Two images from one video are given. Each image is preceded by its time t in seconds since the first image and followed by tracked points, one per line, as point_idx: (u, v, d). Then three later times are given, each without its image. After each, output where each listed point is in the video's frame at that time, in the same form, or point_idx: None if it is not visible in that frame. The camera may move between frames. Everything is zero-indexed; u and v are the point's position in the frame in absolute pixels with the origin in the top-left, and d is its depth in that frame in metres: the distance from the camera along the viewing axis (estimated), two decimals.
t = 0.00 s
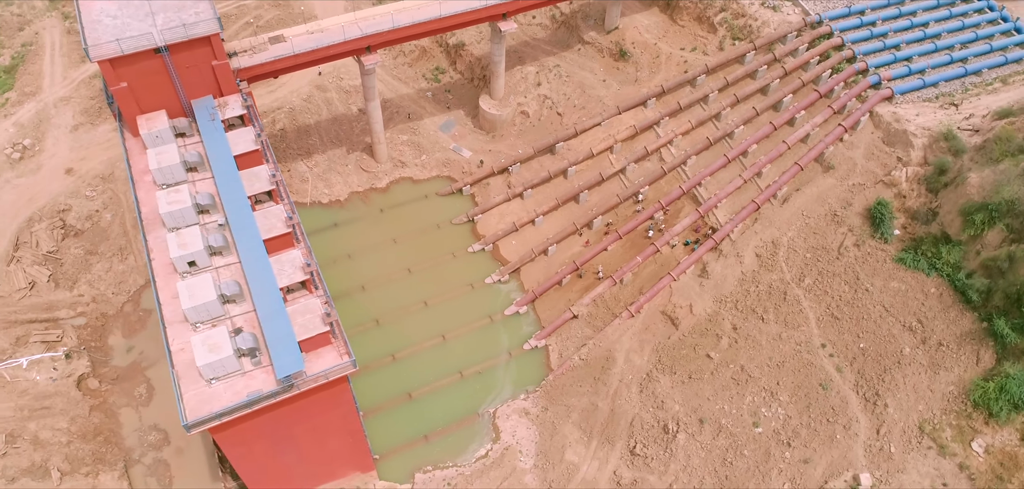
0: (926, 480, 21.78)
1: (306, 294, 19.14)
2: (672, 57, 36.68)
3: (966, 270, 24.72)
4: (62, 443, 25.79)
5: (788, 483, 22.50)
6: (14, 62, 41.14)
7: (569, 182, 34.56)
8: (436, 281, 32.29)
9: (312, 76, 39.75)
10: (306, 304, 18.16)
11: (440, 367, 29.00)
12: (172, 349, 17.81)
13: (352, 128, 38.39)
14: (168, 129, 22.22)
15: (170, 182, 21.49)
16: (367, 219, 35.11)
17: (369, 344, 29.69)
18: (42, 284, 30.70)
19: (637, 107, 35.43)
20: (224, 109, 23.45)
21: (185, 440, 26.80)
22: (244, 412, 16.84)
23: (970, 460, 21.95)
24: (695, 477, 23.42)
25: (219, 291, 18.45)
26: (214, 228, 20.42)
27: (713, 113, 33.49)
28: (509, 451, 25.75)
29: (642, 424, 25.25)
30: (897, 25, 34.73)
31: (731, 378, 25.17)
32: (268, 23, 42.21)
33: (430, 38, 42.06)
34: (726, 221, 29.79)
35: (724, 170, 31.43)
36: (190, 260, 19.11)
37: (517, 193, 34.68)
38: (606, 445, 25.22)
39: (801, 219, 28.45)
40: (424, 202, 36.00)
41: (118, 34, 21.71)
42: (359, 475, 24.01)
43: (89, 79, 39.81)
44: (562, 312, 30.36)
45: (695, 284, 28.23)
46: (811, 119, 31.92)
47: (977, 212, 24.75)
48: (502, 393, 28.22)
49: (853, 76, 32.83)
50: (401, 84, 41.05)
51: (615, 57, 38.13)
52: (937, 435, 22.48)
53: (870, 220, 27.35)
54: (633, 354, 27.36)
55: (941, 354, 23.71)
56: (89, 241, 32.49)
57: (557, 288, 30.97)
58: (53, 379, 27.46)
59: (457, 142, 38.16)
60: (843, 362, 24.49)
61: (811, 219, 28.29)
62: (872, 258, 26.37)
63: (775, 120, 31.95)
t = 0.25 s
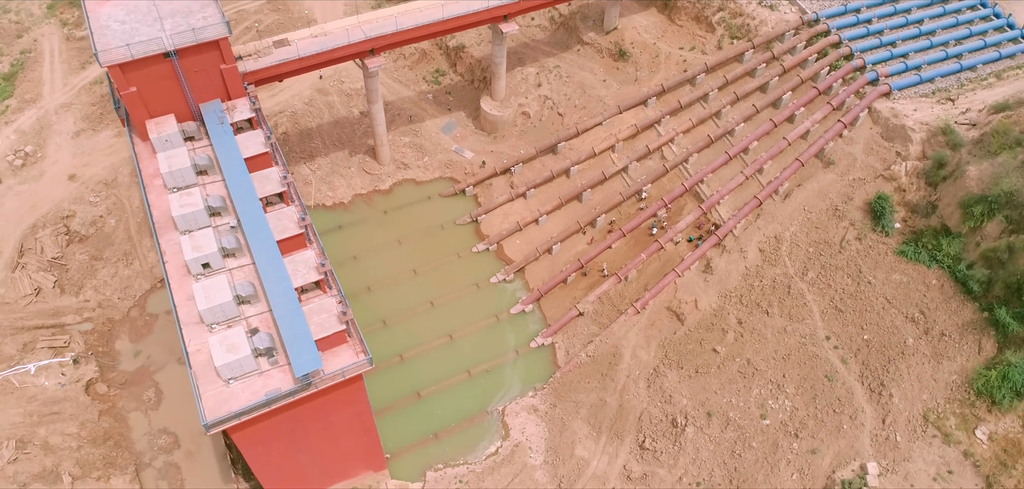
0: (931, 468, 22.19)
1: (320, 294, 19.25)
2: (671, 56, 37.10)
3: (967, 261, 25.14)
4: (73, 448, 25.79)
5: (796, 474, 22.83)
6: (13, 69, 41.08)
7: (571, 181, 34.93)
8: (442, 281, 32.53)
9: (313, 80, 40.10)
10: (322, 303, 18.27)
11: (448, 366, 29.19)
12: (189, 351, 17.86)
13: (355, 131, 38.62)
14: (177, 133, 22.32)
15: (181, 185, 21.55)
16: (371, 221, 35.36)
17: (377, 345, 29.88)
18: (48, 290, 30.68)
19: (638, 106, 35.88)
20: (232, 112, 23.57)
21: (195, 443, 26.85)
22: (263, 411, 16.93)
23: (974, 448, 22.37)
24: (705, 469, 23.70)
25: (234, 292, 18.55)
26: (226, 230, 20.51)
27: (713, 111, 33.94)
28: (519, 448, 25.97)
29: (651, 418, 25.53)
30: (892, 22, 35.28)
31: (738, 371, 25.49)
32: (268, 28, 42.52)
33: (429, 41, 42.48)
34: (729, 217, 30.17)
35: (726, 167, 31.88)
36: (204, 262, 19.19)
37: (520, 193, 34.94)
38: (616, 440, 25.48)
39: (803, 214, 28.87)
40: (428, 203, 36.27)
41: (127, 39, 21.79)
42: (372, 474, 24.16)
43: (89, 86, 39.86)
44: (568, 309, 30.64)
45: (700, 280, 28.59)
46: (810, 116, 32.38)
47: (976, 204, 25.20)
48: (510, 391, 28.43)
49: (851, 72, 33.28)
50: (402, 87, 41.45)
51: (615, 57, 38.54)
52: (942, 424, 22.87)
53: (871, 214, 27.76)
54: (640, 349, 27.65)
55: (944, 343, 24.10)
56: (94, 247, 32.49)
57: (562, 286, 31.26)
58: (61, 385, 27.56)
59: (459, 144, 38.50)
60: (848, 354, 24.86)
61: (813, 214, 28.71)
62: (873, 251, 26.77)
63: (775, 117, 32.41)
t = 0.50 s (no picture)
0: (934, 455, 22.62)
1: (333, 294, 19.39)
2: (668, 56, 37.59)
3: (965, 252, 25.60)
4: (81, 453, 25.81)
5: (803, 464, 23.19)
6: (10, 76, 40.98)
7: (572, 180, 35.30)
8: (447, 281, 32.75)
9: (313, 84, 40.34)
10: (336, 302, 18.40)
11: (454, 365, 29.39)
12: (204, 352, 17.92)
13: (355, 134, 38.85)
14: (185, 137, 22.40)
15: (189, 188, 21.63)
16: (373, 223, 35.55)
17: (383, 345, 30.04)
18: (52, 297, 30.64)
19: (637, 106, 36.37)
20: (239, 116, 23.68)
21: (204, 446, 26.91)
22: (280, 410, 17.00)
23: (976, 435, 22.81)
24: (713, 462, 24.02)
25: (247, 294, 18.65)
26: (237, 232, 20.61)
27: (712, 109, 34.38)
28: (528, 444, 26.20)
29: (658, 413, 25.84)
30: (886, 20, 35.89)
31: (742, 364, 25.83)
32: (266, 33, 42.91)
33: (428, 43, 42.89)
34: (730, 213, 30.57)
35: (726, 164, 32.32)
36: (216, 264, 19.28)
37: (522, 193, 35.27)
38: (623, 435, 25.75)
39: (802, 209, 29.31)
40: (429, 205, 36.54)
41: (134, 44, 21.85)
42: (383, 473, 24.15)
43: (88, 92, 39.88)
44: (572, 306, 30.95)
45: (702, 276, 28.96)
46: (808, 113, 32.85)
47: (974, 196, 25.69)
48: (517, 389, 28.66)
49: (847, 69, 33.83)
50: (402, 89, 41.77)
51: (612, 57, 39.05)
52: (944, 412, 23.30)
53: (870, 208, 28.23)
54: (645, 345, 27.96)
55: (944, 333, 24.54)
56: (97, 253, 32.45)
57: (565, 284, 31.54)
58: (68, 391, 27.53)
59: (459, 145, 38.83)
60: (850, 345, 25.26)
61: (812, 209, 29.15)
62: (873, 244, 27.22)
63: (773, 114, 32.88)
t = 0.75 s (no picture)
0: (936, 442, 23.12)
1: (346, 295, 19.54)
2: (665, 56, 38.26)
3: (962, 243, 26.12)
4: (91, 459, 25.86)
5: (809, 454, 23.60)
6: (6, 85, 40.86)
7: (572, 180, 35.74)
8: (451, 281, 32.99)
9: (313, 88, 40.58)
10: (350, 302, 18.58)
11: (461, 364, 29.61)
12: (219, 354, 18.00)
13: (356, 137, 39.10)
14: (193, 142, 22.51)
15: (198, 192, 21.72)
16: (375, 225, 35.74)
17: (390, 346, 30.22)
18: (56, 304, 30.60)
19: (635, 105, 36.94)
20: (245, 120, 23.82)
21: (214, 450, 26.97)
22: (297, 409, 17.09)
23: (976, 422, 23.30)
24: (720, 454, 24.38)
25: (261, 295, 18.77)
26: (248, 235, 20.73)
27: (710, 107, 34.88)
28: (536, 441, 26.47)
29: (664, 407, 26.18)
30: (878, 17, 36.60)
31: (747, 357, 26.21)
32: (264, 38, 43.33)
33: (425, 47, 43.40)
34: (730, 209, 31.09)
35: (725, 161, 32.83)
36: (229, 267, 19.38)
37: (523, 193, 35.68)
38: (631, 430, 26.06)
39: (802, 204, 29.81)
40: (431, 206, 36.78)
41: (142, 49, 21.99)
42: (394, 471, 24.32)
43: (86, 99, 39.89)
44: (576, 304, 31.29)
45: (705, 271, 29.38)
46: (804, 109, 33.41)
47: (970, 188, 26.15)
48: (524, 386, 28.91)
49: (842, 66, 34.45)
50: (400, 92, 42.12)
51: (609, 57, 39.64)
52: (945, 400, 23.78)
53: (867, 201, 28.75)
54: (650, 341, 28.31)
55: (943, 322, 25.03)
56: (100, 259, 32.43)
57: (568, 283, 31.89)
58: (76, 398, 27.55)
59: (459, 147, 39.18)
60: (852, 336, 25.71)
61: (812, 203, 29.65)
62: (872, 237, 27.72)
63: (770, 111, 33.47)
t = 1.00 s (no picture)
0: (938, 430, 23.59)
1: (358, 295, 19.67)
2: (661, 56, 38.78)
3: (959, 235, 26.66)
4: (100, 465, 26.09)
5: (814, 444, 23.99)
6: (3, 93, 40.79)
7: (572, 180, 36.18)
8: (454, 282, 33.19)
9: (312, 93, 40.81)
10: (363, 302, 18.73)
11: (467, 364, 29.82)
12: (234, 356, 18.07)
13: (355, 141, 39.29)
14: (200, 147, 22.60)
15: (207, 197, 21.81)
16: (377, 228, 35.90)
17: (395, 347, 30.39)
18: (60, 312, 30.59)
19: (633, 105, 37.39)
20: (251, 124, 23.93)
21: (223, 454, 27.04)
22: (314, 409, 17.18)
23: (977, 409, 23.80)
24: (726, 447, 24.74)
25: (274, 297, 18.88)
26: (258, 238, 20.84)
27: (707, 106, 35.47)
28: (544, 438, 26.72)
29: (670, 401, 26.51)
30: (870, 15, 37.26)
31: (751, 351, 26.58)
32: (262, 43, 43.79)
33: (423, 50, 43.77)
34: (730, 206, 31.51)
35: (723, 159, 33.30)
36: (240, 270, 19.48)
37: (523, 194, 36.07)
38: (637, 425, 26.35)
39: (800, 199, 30.26)
40: (432, 208, 37.02)
41: (148, 56, 22.09)
42: (404, 471, 24.58)
43: (84, 107, 39.89)
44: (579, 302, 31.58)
45: (706, 267, 29.70)
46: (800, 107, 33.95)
47: (965, 181, 26.74)
48: (530, 384, 29.14)
49: (836, 63, 35.06)
50: (399, 95, 42.45)
51: (606, 58, 40.26)
52: (945, 388, 24.25)
53: (865, 196, 29.25)
54: (654, 337, 28.63)
55: (942, 312, 25.53)
56: (103, 266, 32.41)
57: (571, 281, 32.16)
58: (83, 404, 27.67)
59: (459, 149, 39.49)
60: (853, 328, 26.13)
61: (810, 199, 30.12)
62: (870, 231, 28.20)
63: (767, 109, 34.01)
